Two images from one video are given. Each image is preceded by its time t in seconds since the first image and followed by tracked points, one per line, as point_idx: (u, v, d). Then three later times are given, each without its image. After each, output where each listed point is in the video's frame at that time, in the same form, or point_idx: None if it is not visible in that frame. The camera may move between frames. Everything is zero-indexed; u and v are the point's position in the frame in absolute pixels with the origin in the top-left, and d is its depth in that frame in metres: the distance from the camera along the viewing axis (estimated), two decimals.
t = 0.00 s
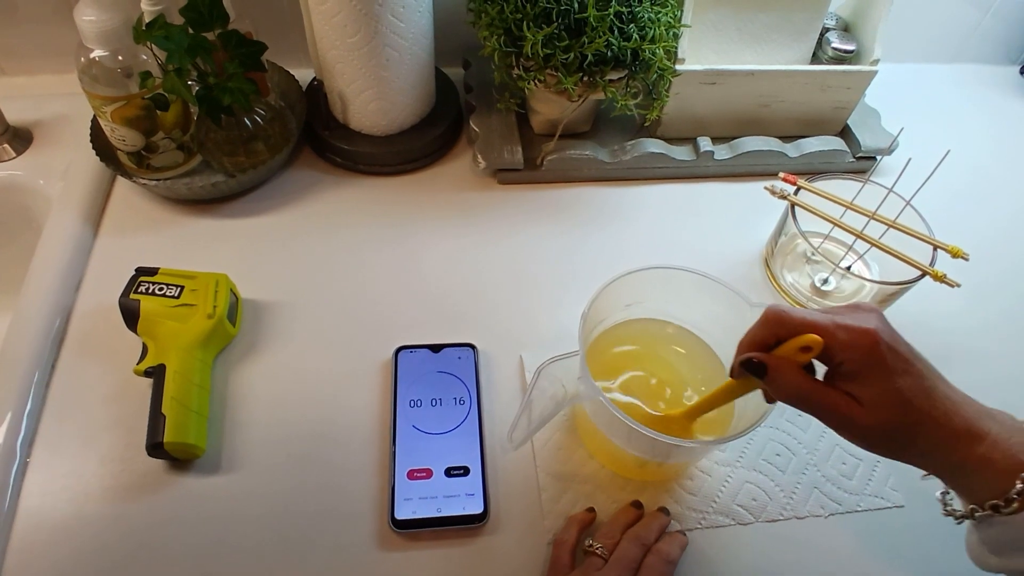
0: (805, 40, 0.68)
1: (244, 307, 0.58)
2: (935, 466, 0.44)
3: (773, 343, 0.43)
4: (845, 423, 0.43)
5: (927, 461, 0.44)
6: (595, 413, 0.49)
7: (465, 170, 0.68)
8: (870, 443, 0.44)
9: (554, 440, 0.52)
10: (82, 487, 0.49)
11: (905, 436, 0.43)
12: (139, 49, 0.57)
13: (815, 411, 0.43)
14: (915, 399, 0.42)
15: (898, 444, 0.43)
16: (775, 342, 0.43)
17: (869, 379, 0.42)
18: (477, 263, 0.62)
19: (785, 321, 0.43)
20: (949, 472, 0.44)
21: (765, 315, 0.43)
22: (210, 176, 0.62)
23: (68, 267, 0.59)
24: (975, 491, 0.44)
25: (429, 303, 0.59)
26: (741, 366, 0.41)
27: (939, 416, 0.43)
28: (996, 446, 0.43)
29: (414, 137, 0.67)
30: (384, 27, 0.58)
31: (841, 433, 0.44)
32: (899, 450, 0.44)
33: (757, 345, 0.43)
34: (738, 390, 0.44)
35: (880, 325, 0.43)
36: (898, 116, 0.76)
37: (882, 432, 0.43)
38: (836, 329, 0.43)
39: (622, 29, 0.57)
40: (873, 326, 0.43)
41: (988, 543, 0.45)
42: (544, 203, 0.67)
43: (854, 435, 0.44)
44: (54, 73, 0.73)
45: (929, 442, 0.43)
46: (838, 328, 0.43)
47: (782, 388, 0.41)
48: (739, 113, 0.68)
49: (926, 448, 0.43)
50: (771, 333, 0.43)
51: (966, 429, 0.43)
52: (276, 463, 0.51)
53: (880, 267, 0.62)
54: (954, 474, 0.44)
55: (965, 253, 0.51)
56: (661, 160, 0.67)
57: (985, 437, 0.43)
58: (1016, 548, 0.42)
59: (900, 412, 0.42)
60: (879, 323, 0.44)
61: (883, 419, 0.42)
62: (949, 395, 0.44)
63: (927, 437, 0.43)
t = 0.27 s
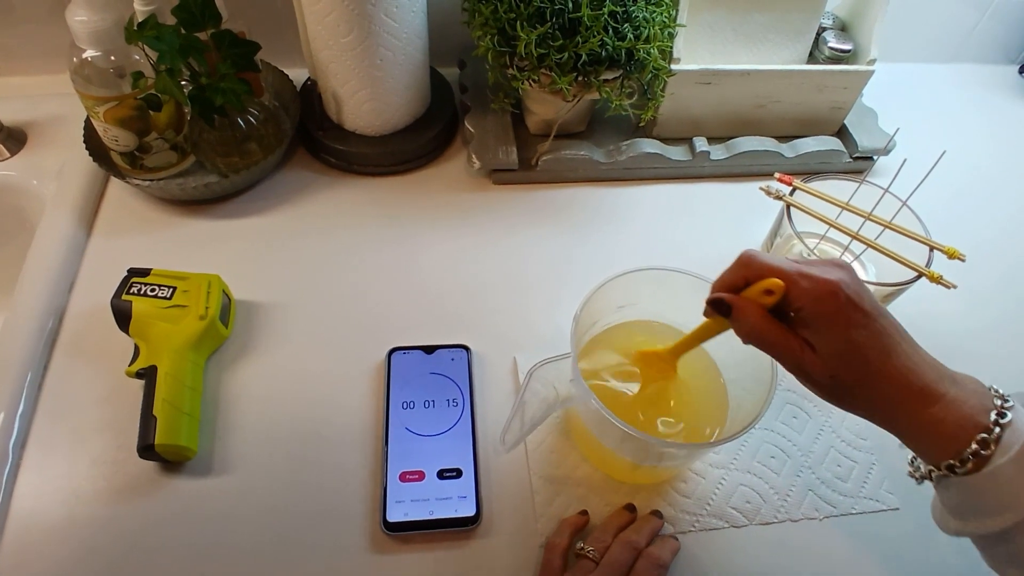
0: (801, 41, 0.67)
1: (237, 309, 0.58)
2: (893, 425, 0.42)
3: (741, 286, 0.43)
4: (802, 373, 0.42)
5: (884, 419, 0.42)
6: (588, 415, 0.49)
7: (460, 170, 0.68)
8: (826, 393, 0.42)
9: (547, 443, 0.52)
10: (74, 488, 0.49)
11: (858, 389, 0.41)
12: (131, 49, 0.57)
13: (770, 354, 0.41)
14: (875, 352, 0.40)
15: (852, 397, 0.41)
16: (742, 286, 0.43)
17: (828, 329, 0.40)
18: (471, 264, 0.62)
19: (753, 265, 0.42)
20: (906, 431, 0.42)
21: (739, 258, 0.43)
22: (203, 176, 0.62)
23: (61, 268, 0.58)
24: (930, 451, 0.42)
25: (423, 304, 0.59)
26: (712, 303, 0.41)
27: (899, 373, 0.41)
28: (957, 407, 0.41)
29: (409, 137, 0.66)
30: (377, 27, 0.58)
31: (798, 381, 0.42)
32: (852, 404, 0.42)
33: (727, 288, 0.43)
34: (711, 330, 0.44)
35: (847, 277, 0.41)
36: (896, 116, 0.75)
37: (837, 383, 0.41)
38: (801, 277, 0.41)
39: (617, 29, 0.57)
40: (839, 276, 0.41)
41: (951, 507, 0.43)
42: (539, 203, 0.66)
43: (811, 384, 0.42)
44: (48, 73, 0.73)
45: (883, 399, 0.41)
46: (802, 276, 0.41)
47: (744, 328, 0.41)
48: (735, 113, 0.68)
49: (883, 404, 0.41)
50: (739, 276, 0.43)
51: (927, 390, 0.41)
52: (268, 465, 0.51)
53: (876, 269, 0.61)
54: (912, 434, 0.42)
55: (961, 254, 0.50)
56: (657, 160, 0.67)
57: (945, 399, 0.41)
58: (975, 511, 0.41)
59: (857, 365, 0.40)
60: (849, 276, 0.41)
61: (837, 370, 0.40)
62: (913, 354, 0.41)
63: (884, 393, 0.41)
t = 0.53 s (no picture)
0: (798, 41, 0.67)
1: (230, 310, 0.58)
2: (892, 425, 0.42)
3: (688, 334, 0.42)
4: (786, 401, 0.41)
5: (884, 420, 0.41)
6: (580, 419, 0.49)
7: (454, 171, 0.68)
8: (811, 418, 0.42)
9: (540, 446, 0.52)
10: (65, 491, 0.49)
11: (854, 402, 0.40)
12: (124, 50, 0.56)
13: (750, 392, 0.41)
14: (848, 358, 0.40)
15: (841, 411, 0.41)
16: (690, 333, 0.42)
17: (794, 353, 0.40)
18: (465, 265, 0.62)
19: (698, 311, 0.41)
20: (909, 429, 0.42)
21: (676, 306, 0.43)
22: (197, 177, 0.62)
23: (54, 269, 0.58)
24: (935, 444, 0.41)
25: (416, 306, 0.59)
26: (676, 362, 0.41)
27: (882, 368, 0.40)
28: (952, 390, 0.41)
29: (403, 138, 0.66)
30: (370, 28, 0.58)
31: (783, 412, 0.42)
32: (854, 420, 0.42)
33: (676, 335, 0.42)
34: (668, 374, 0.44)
35: (784, 298, 0.42)
36: (894, 117, 0.75)
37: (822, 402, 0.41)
38: (742, 309, 0.41)
39: (612, 29, 0.56)
40: (778, 300, 0.42)
41: (949, 497, 0.43)
42: (534, 204, 0.66)
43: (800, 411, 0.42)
44: (42, 74, 0.72)
45: (883, 405, 0.40)
46: (747, 308, 0.42)
47: (715, 376, 0.40)
48: (731, 114, 0.68)
49: (878, 408, 0.41)
50: (684, 323, 0.42)
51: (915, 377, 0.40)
52: (259, 467, 0.50)
53: (873, 272, 0.61)
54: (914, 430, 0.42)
55: (958, 256, 0.51)
56: (652, 161, 0.67)
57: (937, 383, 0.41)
58: (977, 501, 0.41)
59: (834, 376, 0.40)
60: (785, 296, 0.43)
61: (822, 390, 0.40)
62: (887, 345, 0.41)
63: (873, 395, 0.40)
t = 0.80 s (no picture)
0: (797, 39, 0.67)
1: (228, 308, 0.58)
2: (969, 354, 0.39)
3: (729, 292, 0.38)
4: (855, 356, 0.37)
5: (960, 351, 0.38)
6: (579, 417, 0.48)
7: (453, 169, 0.68)
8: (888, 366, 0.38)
9: (538, 444, 0.52)
10: (62, 489, 0.49)
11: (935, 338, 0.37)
12: (121, 47, 0.56)
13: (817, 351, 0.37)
14: (921, 286, 0.36)
15: (920, 350, 0.37)
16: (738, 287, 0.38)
17: (863, 292, 0.36)
18: (464, 263, 0.62)
19: (732, 266, 0.37)
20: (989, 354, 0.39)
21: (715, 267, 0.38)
22: (195, 175, 0.62)
23: (52, 267, 0.58)
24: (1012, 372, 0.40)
25: (415, 304, 0.59)
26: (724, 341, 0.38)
27: (959, 301, 0.36)
28: None
29: (402, 136, 0.66)
30: (368, 25, 0.58)
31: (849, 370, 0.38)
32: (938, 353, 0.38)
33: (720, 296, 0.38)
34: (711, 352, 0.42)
35: (831, 227, 0.37)
36: (894, 115, 0.75)
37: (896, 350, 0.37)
38: (789, 248, 0.37)
39: (610, 27, 0.56)
40: (823, 226, 0.37)
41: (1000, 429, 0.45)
42: (533, 203, 0.66)
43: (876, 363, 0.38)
44: (41, 72, 0.72)
45: (966, 330, 0.37)
46: (791, 244, 0.37)
47: (769, 345, 0.36)
48: (731, 112, 0.67)
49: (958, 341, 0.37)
50: (722, 283, 0.38)
51: (995, 305, 0.37)
52: (256, 465, 0.50)
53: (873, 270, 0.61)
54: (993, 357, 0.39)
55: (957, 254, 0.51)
56: (651, 159, 0.67)
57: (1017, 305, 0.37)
58: None
59: (905, 315, 0.36)
60: (832, 225, 0.37)
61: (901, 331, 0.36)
62: (956, 268, 0.37)
63: (954, 327, 0.37)
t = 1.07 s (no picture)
0: (797, 39, 0.67)
1: (229, 309, 0.58)
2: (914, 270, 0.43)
3: (651, 279, 0.41)
4: (801, 299, 0.40)
5: (897, 267, 0.42)
6: (579, 417, 0.49)
7: (454, 169, 0.68)
8: (837, 294, 0.41)
9: (538, 443, 0.52)
10: (63, 489, 0.49)
11: (859, 261, 0.40)
12: (123, 48, 0.56)
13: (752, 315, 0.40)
14: (834, 217, 0.40)
15: (864, 274, 0.41)
16: (655, 269, 0.40)
17: (774, 236, 0.40)
18: (465, 263, 0.62)
19: (643, 255, 0.40)
20: (930, 264, 0.42)
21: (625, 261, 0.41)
22: (196, 175, 0.62)
23: (54, 267, 0.58)
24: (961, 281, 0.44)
25: (415, 304, 0.59)
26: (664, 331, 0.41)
27: (871, 218, 0.40)
28: (941, 212, 0.41)
29: (403, 136, 0.66)
30: (370, 26, 0.58)
31: (799, 313, 0.41)
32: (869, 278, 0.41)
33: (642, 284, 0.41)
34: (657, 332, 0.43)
35: (729, 185, 0.41)
36: (894, 115, 0.75)
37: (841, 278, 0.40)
38: (692, 224, 0.40)
39: (611, 28, 0.56)
40: (721, 190, 0.41)
41: (968, 337, 0.48)
42: (533, 203, 0.66)
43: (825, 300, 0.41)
44: (42, 72, 0.72)
45: (886, 248, 0.40)
46: (693, 220, 0.40)
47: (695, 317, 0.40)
48: (731, 113, 0.68)
49: (891, 254, 0.41)
50: (639, 272, 0.41)
51: (902, 205, 0.41)
52: (257, 466, 0.50)
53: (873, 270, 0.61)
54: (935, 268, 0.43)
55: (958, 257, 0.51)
56: (652, 160, 0.67)
57: (925, 208, 0.41)
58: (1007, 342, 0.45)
59: (832, 246, 0.40)
60: (729, 182, 0.41)
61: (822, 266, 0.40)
62: (859, 186, 0.41)
63: (880, 242, 0.40)
